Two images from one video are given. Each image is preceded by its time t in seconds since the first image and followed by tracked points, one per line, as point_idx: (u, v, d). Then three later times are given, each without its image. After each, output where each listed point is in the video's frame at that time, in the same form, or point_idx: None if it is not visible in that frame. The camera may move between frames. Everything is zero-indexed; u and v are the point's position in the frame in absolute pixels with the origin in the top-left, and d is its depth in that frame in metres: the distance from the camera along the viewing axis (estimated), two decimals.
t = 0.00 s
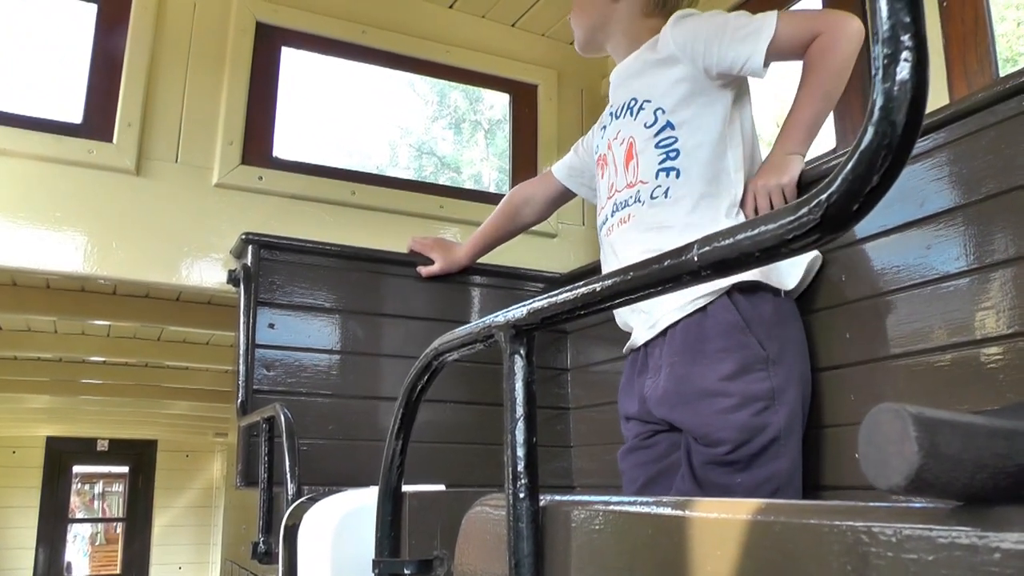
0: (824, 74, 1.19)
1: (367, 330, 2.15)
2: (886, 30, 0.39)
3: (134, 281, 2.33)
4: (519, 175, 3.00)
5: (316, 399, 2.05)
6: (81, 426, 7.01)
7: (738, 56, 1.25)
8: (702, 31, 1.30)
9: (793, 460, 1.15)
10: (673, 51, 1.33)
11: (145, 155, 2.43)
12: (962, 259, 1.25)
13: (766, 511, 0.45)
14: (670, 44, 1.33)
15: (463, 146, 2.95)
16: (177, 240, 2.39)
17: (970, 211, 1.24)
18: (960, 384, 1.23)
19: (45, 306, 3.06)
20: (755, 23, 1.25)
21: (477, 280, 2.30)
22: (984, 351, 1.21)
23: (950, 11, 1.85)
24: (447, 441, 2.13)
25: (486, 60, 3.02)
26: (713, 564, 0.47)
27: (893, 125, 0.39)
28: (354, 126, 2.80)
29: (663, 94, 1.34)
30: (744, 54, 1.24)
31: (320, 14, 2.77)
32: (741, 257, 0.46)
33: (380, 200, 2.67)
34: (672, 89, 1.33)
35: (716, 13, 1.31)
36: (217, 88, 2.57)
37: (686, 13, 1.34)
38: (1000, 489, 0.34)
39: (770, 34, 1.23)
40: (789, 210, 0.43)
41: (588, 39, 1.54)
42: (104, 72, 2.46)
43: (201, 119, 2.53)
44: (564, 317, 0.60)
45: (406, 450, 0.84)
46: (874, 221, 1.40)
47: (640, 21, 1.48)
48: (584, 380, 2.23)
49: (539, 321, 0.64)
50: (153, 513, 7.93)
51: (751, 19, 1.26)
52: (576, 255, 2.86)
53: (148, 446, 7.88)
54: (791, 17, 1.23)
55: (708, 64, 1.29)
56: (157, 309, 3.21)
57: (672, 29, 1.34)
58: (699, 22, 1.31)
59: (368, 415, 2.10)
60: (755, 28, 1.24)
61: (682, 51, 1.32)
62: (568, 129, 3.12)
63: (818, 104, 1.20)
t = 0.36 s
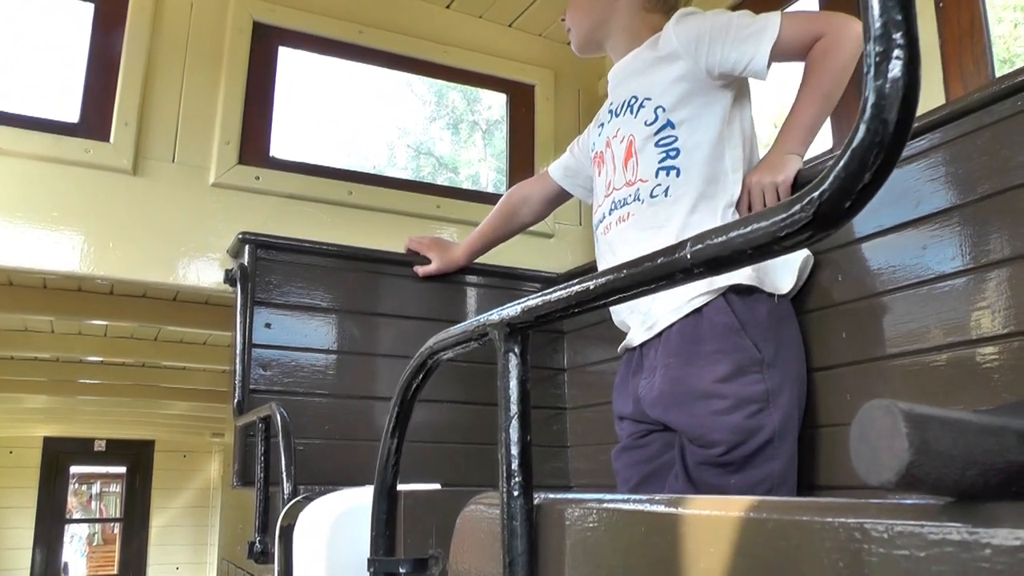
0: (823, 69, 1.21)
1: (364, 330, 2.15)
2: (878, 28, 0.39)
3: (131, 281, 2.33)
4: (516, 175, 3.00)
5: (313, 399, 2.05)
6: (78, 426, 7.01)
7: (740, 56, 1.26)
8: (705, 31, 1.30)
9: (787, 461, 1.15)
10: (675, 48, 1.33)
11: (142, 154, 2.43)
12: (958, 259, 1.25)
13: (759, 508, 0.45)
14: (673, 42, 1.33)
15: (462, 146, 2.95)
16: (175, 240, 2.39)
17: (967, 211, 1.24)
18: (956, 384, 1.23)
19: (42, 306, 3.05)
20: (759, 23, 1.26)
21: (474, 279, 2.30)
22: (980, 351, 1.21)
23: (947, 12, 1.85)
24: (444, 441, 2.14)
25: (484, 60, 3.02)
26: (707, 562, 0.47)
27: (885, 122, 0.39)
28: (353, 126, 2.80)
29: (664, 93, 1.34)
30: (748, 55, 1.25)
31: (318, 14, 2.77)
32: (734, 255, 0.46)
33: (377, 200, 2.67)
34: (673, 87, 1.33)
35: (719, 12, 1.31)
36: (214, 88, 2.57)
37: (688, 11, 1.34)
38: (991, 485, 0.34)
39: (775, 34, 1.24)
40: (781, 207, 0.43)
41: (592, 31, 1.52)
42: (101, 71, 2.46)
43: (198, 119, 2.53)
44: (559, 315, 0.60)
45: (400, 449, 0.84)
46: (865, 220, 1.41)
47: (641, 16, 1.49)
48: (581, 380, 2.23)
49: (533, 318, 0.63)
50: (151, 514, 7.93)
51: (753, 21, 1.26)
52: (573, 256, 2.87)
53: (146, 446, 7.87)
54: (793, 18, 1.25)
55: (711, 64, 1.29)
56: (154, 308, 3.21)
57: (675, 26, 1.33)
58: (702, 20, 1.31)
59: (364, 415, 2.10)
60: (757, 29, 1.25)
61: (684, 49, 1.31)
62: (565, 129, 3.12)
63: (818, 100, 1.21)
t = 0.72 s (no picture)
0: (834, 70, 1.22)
1: (363, 329, 2.14)
2: (881, 18, 0.38)
3: (129, 281, 2.32)
4: (515, 175, 2.99)
5: (312, 399, 2.04)
6: (78, 427, 7.00)
7: (764, 59, 1.26)
8: (730, 32, 1.30)
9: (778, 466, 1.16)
10: (699, 45, 1.32)
11: (140, 155, 2.42)
12: (959, 256, 1.25)
13: (762, 506, 0.44)
14: (697, 39, 1.32)
15: (460, 147, 2.94)
16: (173, 241, 2.39)
17: (967, 207, 1.24)
18: (957, 382, 1.23)
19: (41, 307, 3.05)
20: (783, 29, 1.26)
21: (471, 278, 2.30)
22: (981, 348, 1.21)
23: (946, 10, 1.85)
24: (442, 440, 2.13)
25: (482, 59, 3.01)
26: (709, 561, 0.46)
27: (887, 115, 0.38)
28: (351, 125, 2.79)
29: (682, 86, 1.31)
30: (772, 58, 1.25)
31: (317, 14, 2.77)
32: (735, 250, 0.45)
33: (376, 200, 2.67)
34: (692, 82, 1.31)
35: (745, 16, 1.32)
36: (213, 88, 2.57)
37: (714, 12, 1.34)
38: (996, 482, 0.33)
39: (800, 40, 1.24)
40: (783, 202, 0.43)
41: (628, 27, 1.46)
42: (100, 71, 2.46)
43: (196, 119, 2.53)
44: (559, 312, 0.59)
45: (400, 446, 0.83)
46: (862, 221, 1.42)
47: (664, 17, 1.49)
48: (580, 379, 2.23)
49: (533, 316, 0.62)
50: (150, 515, 7.92)
51: (777, 26, 1.27)
52: (572, 255, 2.86)
53: (146, 447, 7.87)
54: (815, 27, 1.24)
55: (733, 63, 1.29)
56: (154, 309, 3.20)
57: (700, 25, 1.33)
58: (728, 21, 1.31)
59: (363, 414, 2.10)
60: (784, 34, 1.25)
61: (708, 47, 1.31)
62: (564, 128, 3.12)
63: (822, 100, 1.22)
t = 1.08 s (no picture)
0: (841, 62, 1.20)
1: (364, 328, 2.14)
2: None
3: (130, 280, 2.32)
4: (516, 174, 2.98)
5: (313, 398, 2.04)
6: (80, 428, 7.00)
7: (772, 47, 1.23)
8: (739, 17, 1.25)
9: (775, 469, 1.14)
10: (705, 26, 1.26)
11: (141, 153, 2.42)
12: (961, 252, 1.24)
13: (763, 495, 0.44)
14: (703, 21, 1.26)
15: (461, 147, 2.94)
16: (174, 240, 2.39)
17: (970, 203, 1.23)
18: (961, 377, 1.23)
19: (43, 307, 3.04)
20: (791, 17, 1.24)
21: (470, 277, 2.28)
22: (983, 344, 1.20)
23: (948, 6, 1.84)
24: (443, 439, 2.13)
25: (483, 58, 3.01)
26: (711, 553, 0.46)
27: (891, 96, 0.38)
28: (352, 125, 2.78)
29: (688, 69, 1.26)
30: (780, 47, 1.23)
31: (318, 13, 2.76)
32: (737, 236, 0.45)
33: (377, 199, 2.66)
34: (700, 65, 1.25)
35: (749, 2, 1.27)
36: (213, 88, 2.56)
37: None
38: (1004, 467, 0.33)
39: (808, 31, 1.23)
40: (784, 186, 0.42)
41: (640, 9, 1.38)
42: (101, 70, 2.45)
43: (197, 118, 2.52)
44: (559, 302, 0.59)
45: (400, 442, 0.82)
46: (864, 219, 1.42)
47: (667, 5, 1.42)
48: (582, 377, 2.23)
49: (533, 307, 0.62)
50: (152, 516, 7.92)
51: (785, 15, 1.25)
52: (573, 253, 2.86)
53: (148, 448, 7.87)
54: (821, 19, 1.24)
55: (741, 49, 1.24)
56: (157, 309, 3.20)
57: (706, 8, 1.27)
58: (736, 6, 1.26)
59: (365, 412, 2.10)
60: (792, 23, 1.24)
61: (716, 30, 1.25)
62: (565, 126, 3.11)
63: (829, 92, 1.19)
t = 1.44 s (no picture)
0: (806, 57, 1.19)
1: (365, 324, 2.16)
2: None
3: (131, 277, 2.33)
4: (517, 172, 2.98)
5: (312, 393, 2.08)
6: (81, 426, 7.00)
7: (744, 30, 1.16)
8: None
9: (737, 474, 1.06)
10: None
11: (141, 151, 2.42)
12: (962, 250, 1.29)
13: (759, 485, 0.44)
14: None
15: (463, 147, 2.92)
16: (175, 237, 2.39)
17: (972, 200, 1.28)
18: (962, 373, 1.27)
19: (42, 305, 3.05)
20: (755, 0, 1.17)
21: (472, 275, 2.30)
22: (982, 340, 1.25)
23: (951, 4, 1.83)
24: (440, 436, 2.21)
25: (485, 56, 2.99)
26: (705, 543, 0.46)
27: (886, 83, 0.38)
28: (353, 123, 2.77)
29: (669, 42, 1.13)
30: (752, 29, 1.16)
31: (321, 10, 2.74)
32: (732, 226, 0.45)
33: (378, 196, 2.66)
34: (681, 40, 1.13)
35: None
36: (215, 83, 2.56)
37: None
38: (997, 455, 0.33)
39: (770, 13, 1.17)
40: (780, 174, 0.42)
41: None
42: (101, 67, 2.45)
43: (199, 115, 2.53)
44: (556, 294, 0.58)
45: (399, 434, 0.81)
46: (873, 210, 1.46)
47: None
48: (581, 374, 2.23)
49: (529, 299, 0.61)
50: (153, 513, 7.94)
51: None
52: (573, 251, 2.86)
53: (149, 446, 7.89)
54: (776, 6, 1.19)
55: (717, 30, 1.15)
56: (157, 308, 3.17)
57: None
58: None
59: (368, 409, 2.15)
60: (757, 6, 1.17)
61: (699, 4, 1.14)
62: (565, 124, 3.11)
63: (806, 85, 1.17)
